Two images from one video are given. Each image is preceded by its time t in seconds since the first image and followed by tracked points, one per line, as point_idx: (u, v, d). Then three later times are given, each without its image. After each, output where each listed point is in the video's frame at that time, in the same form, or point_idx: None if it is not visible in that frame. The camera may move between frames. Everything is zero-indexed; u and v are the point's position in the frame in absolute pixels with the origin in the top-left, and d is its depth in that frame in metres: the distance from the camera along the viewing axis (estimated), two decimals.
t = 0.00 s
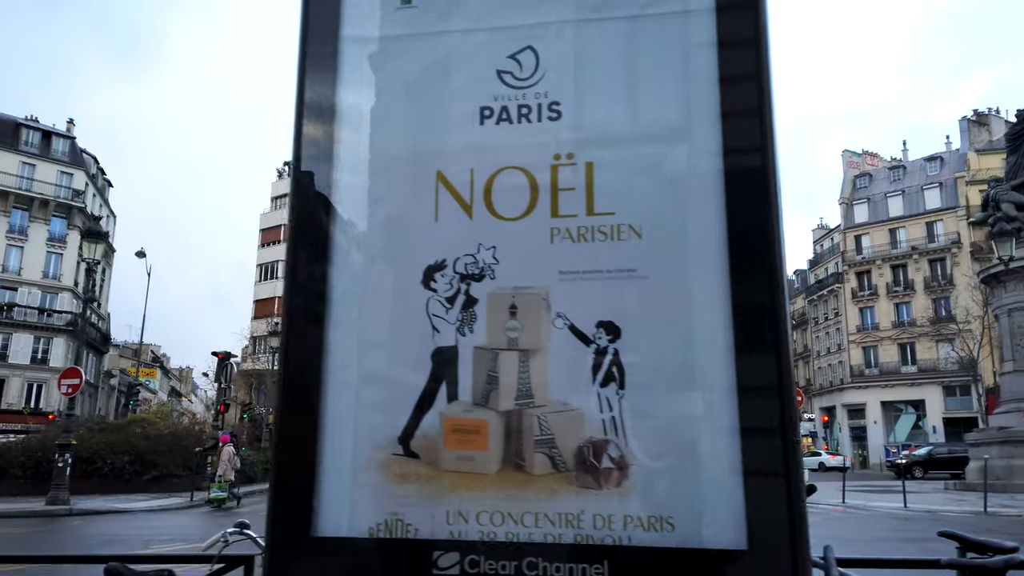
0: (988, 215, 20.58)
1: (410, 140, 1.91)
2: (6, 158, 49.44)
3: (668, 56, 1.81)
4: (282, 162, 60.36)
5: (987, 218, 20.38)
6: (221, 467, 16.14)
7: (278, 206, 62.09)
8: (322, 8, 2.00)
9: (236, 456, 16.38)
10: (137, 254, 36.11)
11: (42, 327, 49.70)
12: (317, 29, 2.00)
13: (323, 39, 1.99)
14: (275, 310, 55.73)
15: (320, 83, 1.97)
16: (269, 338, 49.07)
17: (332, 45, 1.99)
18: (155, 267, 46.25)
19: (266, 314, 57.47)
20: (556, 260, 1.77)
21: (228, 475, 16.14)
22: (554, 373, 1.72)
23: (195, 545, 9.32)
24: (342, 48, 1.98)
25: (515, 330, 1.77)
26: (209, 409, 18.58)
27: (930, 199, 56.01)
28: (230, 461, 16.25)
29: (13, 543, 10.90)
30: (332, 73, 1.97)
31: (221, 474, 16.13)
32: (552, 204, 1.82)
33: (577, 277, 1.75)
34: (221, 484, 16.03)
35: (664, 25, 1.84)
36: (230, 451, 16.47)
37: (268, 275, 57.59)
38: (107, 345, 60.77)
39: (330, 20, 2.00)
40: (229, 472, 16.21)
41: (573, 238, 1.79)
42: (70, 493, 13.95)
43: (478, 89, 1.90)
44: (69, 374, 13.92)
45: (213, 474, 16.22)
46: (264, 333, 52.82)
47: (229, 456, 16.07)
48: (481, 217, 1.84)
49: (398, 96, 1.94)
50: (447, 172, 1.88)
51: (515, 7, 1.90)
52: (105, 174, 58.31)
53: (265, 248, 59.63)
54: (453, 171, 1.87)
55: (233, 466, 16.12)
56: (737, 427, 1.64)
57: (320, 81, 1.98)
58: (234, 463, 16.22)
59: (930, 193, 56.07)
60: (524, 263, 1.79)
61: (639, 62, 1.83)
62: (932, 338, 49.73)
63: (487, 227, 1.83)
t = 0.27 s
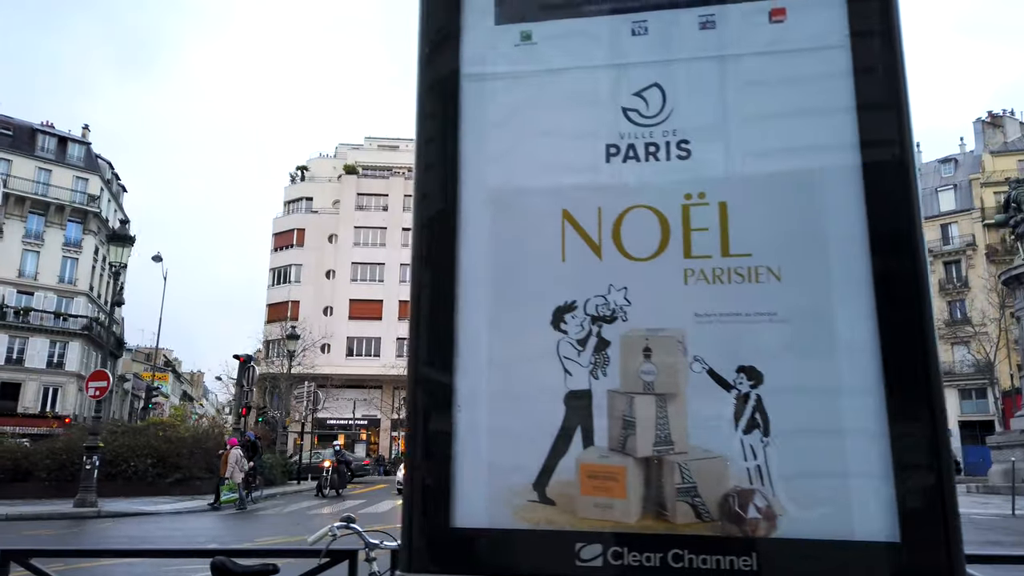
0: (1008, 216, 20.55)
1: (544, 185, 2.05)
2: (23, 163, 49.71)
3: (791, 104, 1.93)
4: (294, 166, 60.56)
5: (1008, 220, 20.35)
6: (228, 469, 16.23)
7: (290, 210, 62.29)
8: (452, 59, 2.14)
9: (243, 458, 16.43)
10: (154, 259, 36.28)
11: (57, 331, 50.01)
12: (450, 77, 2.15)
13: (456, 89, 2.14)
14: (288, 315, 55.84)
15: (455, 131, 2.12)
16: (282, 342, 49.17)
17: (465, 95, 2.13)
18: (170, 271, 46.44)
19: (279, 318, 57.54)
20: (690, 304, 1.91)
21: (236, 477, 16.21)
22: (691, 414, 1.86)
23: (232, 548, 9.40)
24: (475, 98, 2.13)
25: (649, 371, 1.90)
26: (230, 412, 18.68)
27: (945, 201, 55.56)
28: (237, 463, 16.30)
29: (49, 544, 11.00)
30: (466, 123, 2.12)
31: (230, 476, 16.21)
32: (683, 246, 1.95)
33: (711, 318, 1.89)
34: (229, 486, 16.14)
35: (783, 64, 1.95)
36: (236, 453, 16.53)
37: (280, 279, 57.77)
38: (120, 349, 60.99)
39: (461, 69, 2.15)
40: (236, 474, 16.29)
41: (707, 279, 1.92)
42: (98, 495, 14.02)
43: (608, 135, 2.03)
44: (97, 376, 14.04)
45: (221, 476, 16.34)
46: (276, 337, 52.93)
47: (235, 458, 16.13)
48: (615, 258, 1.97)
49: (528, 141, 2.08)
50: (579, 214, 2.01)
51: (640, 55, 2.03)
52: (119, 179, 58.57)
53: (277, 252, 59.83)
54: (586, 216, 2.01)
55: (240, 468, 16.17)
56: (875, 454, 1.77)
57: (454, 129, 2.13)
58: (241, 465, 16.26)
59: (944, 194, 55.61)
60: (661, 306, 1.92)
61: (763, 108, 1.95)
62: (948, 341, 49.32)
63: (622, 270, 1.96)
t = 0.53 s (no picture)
0: None
1: (658, 233, 1.94)
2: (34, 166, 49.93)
3: (917, 156, 1.87)
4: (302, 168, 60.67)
5: None
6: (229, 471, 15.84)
7: (298, 212, 62.40)
8: (553, 102, 2.05)
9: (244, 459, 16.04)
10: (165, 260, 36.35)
11: (67, 333, 50.21)
12: (549, 120, 2.05)
13: (555, 138, 2.03)
14: (297, 316, 55.91)
15: (557, 176, 2.02)
16: (291, 343, 49.31)
17: (566, 140, 2.03)
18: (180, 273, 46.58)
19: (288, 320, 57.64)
20: (820, 363, 1.82)
21: (237, 478, 15.81)
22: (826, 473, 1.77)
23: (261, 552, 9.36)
24: (577, 139, 2.03)
25: (778, 435, 1.80)
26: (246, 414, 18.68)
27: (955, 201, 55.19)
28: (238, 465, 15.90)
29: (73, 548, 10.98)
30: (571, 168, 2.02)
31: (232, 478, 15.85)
32: (811, 299, 1.86)
33: (843, 378, 1.81)
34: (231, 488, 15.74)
35: (913, 112, 1.89)
36: (238, 454, 16.13)
37: (289, 280, 57.90)
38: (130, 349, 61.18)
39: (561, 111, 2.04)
40: (238, 475, 15.88)
41: (838, 337, 1.83)
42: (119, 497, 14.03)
43: (721, 181, 1.94)
44: (117, 379, 14.09)
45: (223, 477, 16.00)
46: (286, 339, 53.06)
47: (236, 460, 15.73)
48: (733, 313, 1.87)
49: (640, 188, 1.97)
50: (693, 265, 1.90)
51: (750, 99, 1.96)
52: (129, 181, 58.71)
53: (286, 254, 59.97)
54: (698, 268, 1.91)
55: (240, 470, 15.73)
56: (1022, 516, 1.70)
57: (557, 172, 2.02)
58: (242, 466, 15.84)
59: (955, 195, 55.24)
60: (789, 367, 1.83)
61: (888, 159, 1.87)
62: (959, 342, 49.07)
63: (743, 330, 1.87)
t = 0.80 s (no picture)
0: None
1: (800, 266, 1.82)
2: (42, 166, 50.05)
3: None
4: (309, 168, 60.63)
5: None
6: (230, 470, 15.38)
7: (305, 212, 62.36)
8: (683, 120, 1.99)
9: (245, 458, 15.58)
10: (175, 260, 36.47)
11: (75, 333, 50.26)
12: (680, 138, 1.99)
13: (687, 158, 1.97)
14: (305, 316, 55.94)
15: (691, 198, 1.94)
16: (299, 343, 49.38)
17: (699, 161, 1.96)
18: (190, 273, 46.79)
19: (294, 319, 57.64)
20: (982, 411, 1.67)
21: (238, 478, 15.36)
22: (995, 539, 1.64)
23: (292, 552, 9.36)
24: (712, 175, 1.95)
25: (941, 487, 1.68)
26: (262, 413, 18.71)
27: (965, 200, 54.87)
28: (240, 464, 15.42)
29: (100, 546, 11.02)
30: (704, 193, 1.94)
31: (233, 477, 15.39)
32: (969, 340, 1.71)
33: (1014, 428, 1.65)
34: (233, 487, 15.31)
35: None
36: (239, 453, 15.66)
37: (296, 280, 57.93)
38: (138, 349, 61.30)
39: (693, 134, 1.97)
40: (240, 475, 15.43)
41: (1004, 382, 1.68)
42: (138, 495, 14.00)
43: (859, 207, 1.83)
44: (136, 378, 14.09)
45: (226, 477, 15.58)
46: (293, 339, 53.12)
47: (236, 459, 15.26)
48: (886, 356, 1.74)
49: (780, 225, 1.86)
50: (840, 304, 1.78)
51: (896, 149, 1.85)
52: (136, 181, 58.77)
53: (293, 254, 59.97)
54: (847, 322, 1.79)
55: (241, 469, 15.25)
56: None
57: (690, 195, 1.95)
58: (242, 465, 15.38)
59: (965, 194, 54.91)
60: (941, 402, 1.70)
61: None
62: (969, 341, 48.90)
63: (889, 365, 1.74)
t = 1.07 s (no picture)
0: None
1: (937, 326, 1.71)
2: (53, 168, 50.23)
3: None
4: (318, 169, 60.74)
5: None
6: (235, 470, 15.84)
7: (314, 213, 62.41)
8: (803, 122, 1.90)
9: (249, 457, 16.05)
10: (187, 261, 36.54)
11: (86, 333, 50.44)
12: (801, 139, 1.89)
13: (809, 159, 1.88)
14: (314, 317, 56.00)
15: (814, 206, 1.85)
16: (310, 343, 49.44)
17: (821, 165, 1.87)
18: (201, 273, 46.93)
19: (304, 321, 57.65)
20: None
21: (243, 476, 15.80)
22: None
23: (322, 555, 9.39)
24: (837, 224, 1.83)
25: None
26: (280, 415, 18.78)
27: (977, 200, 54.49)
28: (244, 463, 15.92)
29: (128, 550, 11.08)
30: (826, 201, 1.85)
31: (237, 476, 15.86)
32: None
33: None
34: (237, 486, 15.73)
35: None
36: (243, 453, 16.14)
37: (305, 281, 58.00)
38: (148, 351, 61.46)
39: (814, 137, 1.88)
40: (244, 473, 15.88)
41: None
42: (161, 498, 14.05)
43: (1000, 268, 1.70)
44: (158, 380, 14.19)
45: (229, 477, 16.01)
46: (303, 340, 53.17)
47: (241, 458, 15.75)
48: None
49: (913, 244, 1.75)
50: (979, 368, 1.68)
51: None
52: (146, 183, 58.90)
53: (302, 255, 60.04)
54: (989, 369, 1.68)
55: (245, 468, 15.76)
56: None
57: (812, 201, 1.85)
58: (247, 464, 15.87)
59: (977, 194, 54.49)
60: None
61: None
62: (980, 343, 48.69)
63: None
